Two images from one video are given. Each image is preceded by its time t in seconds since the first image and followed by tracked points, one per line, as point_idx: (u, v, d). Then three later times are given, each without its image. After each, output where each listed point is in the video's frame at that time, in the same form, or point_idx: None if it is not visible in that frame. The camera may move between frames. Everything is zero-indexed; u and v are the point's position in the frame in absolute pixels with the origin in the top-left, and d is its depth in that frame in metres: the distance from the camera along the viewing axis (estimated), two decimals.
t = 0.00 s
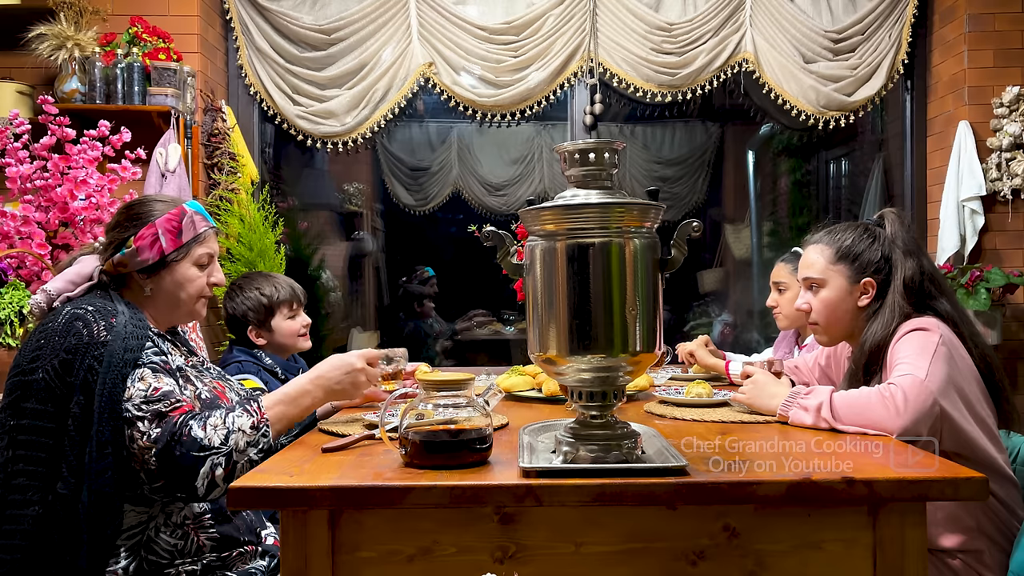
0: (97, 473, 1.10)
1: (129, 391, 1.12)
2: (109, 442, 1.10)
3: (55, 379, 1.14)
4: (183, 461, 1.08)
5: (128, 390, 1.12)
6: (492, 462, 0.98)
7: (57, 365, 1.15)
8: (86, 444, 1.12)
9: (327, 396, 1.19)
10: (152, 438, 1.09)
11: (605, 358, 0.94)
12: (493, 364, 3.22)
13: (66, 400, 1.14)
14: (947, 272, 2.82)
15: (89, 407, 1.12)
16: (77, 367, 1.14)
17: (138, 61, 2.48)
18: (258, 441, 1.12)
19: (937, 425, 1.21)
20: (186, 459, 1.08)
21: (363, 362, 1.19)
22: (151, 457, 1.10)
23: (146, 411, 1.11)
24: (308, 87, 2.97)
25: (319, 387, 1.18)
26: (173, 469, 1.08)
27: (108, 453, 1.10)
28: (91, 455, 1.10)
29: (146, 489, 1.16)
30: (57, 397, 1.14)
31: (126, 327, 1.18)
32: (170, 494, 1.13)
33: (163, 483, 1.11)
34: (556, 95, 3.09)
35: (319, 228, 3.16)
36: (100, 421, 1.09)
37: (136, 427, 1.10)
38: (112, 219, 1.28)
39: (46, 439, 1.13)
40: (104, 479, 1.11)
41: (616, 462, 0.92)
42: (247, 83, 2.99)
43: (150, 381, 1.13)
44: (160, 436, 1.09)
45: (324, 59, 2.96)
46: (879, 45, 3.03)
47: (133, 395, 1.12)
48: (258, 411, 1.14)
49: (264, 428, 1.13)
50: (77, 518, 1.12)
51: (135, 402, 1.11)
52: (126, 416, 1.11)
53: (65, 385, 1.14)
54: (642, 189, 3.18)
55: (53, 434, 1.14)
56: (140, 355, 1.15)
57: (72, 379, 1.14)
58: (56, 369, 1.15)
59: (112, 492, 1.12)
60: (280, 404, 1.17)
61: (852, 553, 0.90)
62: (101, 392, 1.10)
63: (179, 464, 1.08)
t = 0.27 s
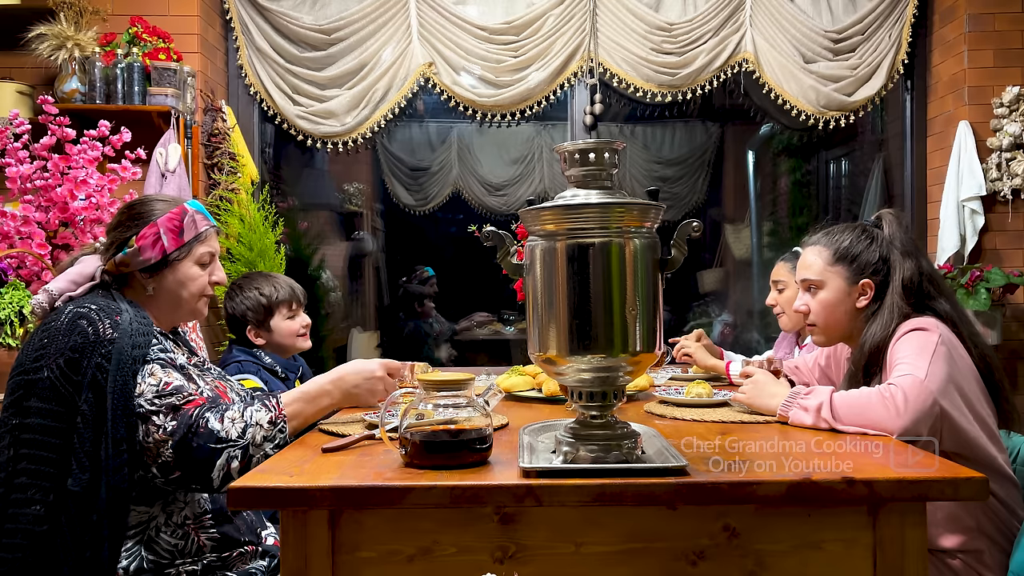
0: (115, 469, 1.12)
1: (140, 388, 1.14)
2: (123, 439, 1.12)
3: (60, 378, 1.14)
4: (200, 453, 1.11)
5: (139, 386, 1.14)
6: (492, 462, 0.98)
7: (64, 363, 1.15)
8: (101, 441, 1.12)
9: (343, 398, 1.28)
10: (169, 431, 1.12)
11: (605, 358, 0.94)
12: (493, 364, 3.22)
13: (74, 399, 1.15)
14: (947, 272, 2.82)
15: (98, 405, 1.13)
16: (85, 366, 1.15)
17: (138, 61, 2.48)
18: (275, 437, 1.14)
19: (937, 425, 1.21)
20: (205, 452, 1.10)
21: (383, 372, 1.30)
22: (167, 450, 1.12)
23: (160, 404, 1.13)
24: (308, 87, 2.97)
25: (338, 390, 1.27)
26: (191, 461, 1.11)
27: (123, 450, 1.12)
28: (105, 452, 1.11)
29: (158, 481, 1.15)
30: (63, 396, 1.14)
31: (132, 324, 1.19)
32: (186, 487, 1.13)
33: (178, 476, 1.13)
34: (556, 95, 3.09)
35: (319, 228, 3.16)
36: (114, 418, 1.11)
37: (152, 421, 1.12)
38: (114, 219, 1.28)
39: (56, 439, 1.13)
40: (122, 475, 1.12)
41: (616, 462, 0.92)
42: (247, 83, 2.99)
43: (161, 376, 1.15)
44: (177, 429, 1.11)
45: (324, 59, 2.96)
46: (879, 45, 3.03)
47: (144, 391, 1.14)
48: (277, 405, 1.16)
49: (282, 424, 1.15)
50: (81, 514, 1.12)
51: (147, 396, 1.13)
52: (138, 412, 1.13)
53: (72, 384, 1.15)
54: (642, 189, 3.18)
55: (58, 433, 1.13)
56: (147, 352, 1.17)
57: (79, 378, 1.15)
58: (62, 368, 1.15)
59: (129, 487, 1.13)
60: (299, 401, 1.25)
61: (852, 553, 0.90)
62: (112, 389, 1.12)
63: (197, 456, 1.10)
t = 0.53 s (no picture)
0: (118, 467, 1.12)
1: (144, 385, 1.15)
2: (127, 436, 1.12)
3: (62, 377, 1.15)
4: (202, 450, 1.11)
5: (142, 383, 1.15)
6: (492, 462, 0.98)
7: (65, 363, 1.15)
8: (104, 439, 1.12)
9: (347, 400, 1.26)
10: (172, 428, 1.12)
11: (605, 358, 0.94)
12: (493, 364, 3.22)
13: (76, 398, 1.15)
14: (947, 272, 2.82)
15: (101, 403, 1.12)
16: (87, 364, 1.14)
17: (138, 61, 2.48)
18: (278, 436, 1.14)
19: (937, 425, 1.21)
20: (208, 449, 1.11)
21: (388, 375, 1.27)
22: (171, 448, 1.12)
23: (162, 402, 1.13)
24: (308, 87, 2.97)
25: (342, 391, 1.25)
26: (194, 459, 1.11)
27: (127, 448, 1.12)
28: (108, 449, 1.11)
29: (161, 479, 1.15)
30: (65, 394, 1.15)
31: (133, 322, 1.20)
32: (188, 484, 1.14)
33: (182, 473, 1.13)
34: (556, 95, 3.09)
35: (319, 228, 3.16)
36: (117, 415, 1.11)
37: (155, 418, 1.13)
38: (114, 219, 1.28)
39: (60, 439, 1.14)
40: (125, 472, 1.12)
41: (616, 462, 0.92)
42: (247, 83, 2.99)
43: (163, 374, 1.16)
44: (181, 426, 1.12)
45: (324, 59, 2.96)
46: (879, 45, 3.03)
47: (147, 388, 1.15)
48: (280, 405, 1.16)
49: (285, 423, 1.16)
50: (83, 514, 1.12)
51: (150, 394, 1.14)
52: (141, 410, 1.14)
53: (74, 382, 1.15)
54: (642, 189, 3.18)
55: (61, 432, 1.14)
56: (149, 350, 1.18)
57: (82, 376, 1.15)
58: (64, 367, 1.15)
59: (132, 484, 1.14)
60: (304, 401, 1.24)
61: (852, 553, 0.90)
62: (114, 387, 1.12)
63: (200, 454, 1.11)
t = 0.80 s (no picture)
0: (115, 464, 1.12)
1: (141, 382, 1.14)
2: (124, 433, 1.11)
3: (62, 374, 1.15)
4: (197, 450, 1.11)
5: (139, 381, 1.14)
6: (492, 462, 0.98)
7: (65, 361, 1.15)
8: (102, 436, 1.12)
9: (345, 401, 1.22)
10: (167, 427, 1.12)
11: (605, 358, 0.94)
12: (493, 364, 3.22)
13: (76, 396, 1.15)
14: (947, 272, 2.81)
15: (100, 401, 1.13)
16: (86, 361, 1.14)
17: (138, 61, 2.48)
18: (274, 436, 1.14)
19: (937, 425, 1.21)
20: (203, 449, 1.11)
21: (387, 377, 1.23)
22: (166, 447, 1.12)
23: (159, 402, 1.13)
24: (308, 87, 2.97)
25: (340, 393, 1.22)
26: (189, 458, 1.11)
27: (123, 445, 1.12)
28: (106, 447, 1.11)
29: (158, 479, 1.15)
30: (64, 392, 1.15)
31: (133, 321, 1.19)
32: (184, 485, 1.14)
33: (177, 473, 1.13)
34: (556, 95, 3.09)
35: (319, 228, 3.16)
36: (114, 413, 1.11)
37: (151, 417, 1.13)
38: (117, 222, 1.27)
39: (59, 436, 1.14)
40: (122, 470, 1.12)
41: (616, 462, 0.92)
42: (247, 83, 2.99)
43: (161, 373, 1.16)
44: (176, 426, 1.12)
45: (324, 59, 2.96)
46: (879, 45, 3.03)
47: (145, 386, 1.14)
48: (277, 407, 1.16)
49: (280, 424, 1.16)
50: (82, 511, 1.12)
51: (147, 393, 1.14)
52: (138, 408, 1.13)
53: (74, 379, 1.15)
54: (642, 189, 3.18)
55: (60, 430, 1.14)
56: (148, 349, 1.18)
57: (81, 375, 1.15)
58: (64, 364, 1.15)
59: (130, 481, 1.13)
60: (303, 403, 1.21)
61: (852, 553, 0.90)
62: (113, 385, 1.12)
63: (195, 454, 1.11)
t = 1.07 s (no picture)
0: (112, 461, 1.11)
1: (139, 381, 1.14)
2: (122, 432, 1.12)
3: (64, 372, 1.15)
4: (190, 449, 1.11)
5: (139, 380, 1.14)
6: (493, 462, 0.98)
7: (67, 358, 1.15)
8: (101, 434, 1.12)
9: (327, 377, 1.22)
10: (162, 428, 1.12)
11: (605, 358, 0.94)
12: (493, 364, 3.22)
13: (77, 393, 1.14)
14: (946, 272, 2.81)
15: (101, 398, 1.12)
16: (87, 360, 1.14)
17: (138, 61, 2.48)
18: (264, 427, 1.14)
19: (936, 425, 1.21)
20: (195, 448, 1.11)
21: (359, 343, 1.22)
22: (160, 447, 1.12)
23: (156, 402, 1.13)
24: (308, 87, 2.97)
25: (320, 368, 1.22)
26: (183, 457, 1.11)
27: (121, 443, 1.12)
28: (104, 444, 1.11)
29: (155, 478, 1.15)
30: (65, 390, 1.14)
31: (135, 320, 1.19)
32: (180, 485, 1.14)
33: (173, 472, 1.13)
34: (556, 95, 3.10)
35: (319, 228, 3.16)
36: (112, 412, 1.11)
37: (147, 417, 1.13)
38: (119, 222, 1.27)
39: (60, 432, 1.14)
40: (120, 467, 1.12)
41: (616, 462, 0.92)
42: (247, 83, 2.99)
43: (160, 373, 1.15)
44: (171, 426, 1.12)
45: (324, 59, 2.96)
46: (879, 45, 3.03)
47: (144, 386, 1.14)
48: (261, 398, 1.16)
49: (268, 414, 1.15)
50: (84, 507, 1.12)
51: (145, 392, 1.13)
52: (135, 407, 1.13)
53: (75, 378, 1.15)
54: (642, 189, 3.18)
55: (62, 426, 1.14)
56: (147, 347, 1.17)
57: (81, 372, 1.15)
58: (66, 362, 1.15)
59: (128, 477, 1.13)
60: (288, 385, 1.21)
61: (852, 553, 0.90)
62: (112, 383, 1.12)
63: (188, 452, 1.11)
